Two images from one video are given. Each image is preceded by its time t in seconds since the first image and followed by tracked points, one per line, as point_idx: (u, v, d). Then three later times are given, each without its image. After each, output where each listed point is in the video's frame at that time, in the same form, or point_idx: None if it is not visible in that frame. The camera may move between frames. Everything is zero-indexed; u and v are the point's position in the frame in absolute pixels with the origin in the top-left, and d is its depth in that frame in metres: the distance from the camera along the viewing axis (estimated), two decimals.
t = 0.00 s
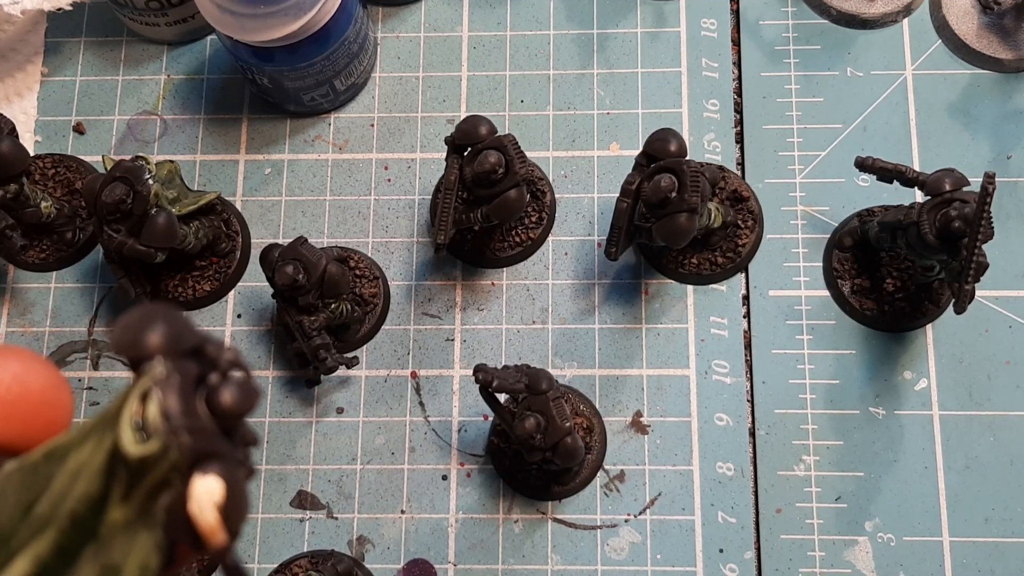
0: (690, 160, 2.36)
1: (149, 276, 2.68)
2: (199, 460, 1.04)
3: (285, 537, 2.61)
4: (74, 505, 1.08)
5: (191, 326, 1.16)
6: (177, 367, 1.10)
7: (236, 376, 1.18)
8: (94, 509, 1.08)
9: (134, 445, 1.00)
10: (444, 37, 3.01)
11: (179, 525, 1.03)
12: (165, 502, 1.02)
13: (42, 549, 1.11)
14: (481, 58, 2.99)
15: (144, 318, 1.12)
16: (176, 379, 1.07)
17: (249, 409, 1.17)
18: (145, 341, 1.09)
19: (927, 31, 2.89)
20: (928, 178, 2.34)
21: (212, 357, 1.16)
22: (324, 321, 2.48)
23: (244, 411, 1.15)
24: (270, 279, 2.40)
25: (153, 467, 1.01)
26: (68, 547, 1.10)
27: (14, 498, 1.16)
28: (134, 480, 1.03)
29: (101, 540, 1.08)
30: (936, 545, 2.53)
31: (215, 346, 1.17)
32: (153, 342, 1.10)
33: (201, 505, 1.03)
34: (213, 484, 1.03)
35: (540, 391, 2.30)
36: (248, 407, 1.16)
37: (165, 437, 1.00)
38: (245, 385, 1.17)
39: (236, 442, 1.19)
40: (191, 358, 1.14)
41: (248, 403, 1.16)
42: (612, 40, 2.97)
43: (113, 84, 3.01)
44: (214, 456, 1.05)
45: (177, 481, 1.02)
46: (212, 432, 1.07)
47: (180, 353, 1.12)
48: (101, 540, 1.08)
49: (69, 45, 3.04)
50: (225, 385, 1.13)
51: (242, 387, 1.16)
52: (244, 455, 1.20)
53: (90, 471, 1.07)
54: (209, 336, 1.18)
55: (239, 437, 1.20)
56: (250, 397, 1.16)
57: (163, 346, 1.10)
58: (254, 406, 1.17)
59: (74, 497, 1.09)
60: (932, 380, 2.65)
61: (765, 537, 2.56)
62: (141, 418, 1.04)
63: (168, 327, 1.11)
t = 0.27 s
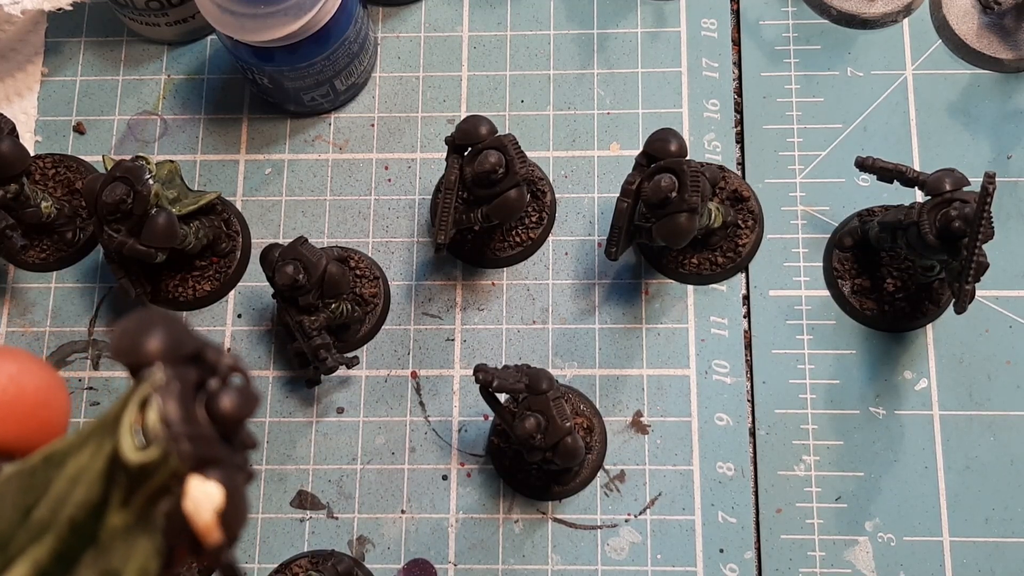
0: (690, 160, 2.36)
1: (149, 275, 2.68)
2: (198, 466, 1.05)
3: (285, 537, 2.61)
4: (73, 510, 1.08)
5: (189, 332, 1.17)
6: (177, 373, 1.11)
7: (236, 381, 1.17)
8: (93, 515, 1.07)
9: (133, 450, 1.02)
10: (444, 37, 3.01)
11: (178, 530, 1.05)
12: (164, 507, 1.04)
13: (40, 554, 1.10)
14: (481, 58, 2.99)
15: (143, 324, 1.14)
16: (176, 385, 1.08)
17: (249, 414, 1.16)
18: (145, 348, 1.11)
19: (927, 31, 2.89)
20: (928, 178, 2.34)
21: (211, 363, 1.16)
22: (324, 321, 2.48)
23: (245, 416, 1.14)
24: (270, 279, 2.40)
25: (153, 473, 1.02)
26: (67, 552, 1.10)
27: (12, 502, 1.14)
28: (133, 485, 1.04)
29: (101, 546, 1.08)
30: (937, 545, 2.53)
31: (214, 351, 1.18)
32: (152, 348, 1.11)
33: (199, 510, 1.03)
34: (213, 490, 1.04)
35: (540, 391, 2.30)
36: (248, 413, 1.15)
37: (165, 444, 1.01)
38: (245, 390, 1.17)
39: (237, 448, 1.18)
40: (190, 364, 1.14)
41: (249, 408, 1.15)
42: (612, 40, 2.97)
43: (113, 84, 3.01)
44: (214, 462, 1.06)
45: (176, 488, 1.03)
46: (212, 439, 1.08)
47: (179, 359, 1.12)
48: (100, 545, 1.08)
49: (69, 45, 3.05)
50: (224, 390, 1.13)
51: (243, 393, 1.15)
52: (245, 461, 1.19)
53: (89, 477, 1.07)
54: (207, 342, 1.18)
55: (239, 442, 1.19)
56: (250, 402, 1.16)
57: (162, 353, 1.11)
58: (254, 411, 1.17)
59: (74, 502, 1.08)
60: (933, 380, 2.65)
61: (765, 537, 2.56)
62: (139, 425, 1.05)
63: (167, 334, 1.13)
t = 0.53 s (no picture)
0: (690, 161, 2.36)
1: (149, 276, 2.68)
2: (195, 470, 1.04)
3: (285, 537, 2.61)
4: (71, 513, 1.09)
5: (186, 336, 1.17)
6: (173, 377, 1.11)
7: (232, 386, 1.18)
8: (89, 517, 1.09)
9: (129, 455, 1.02)
10: (445, 37, 3.01)
11: (175, 535, 1.04)
12: (161, 511, 1.03)
13: (39, 555, 1.12)
14: (481, 58, 2.99)
15: (139, 329, 1.13)
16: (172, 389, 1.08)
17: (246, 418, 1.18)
18: (141, 352, 1.10)
19: (927, 31, 2.89)
20: (928, 178, 2.34)
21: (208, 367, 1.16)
22: (324, 321, 2.48)
23: (242, 420, 1.14)
24: (270, 279, 2.40)
25: (149, 478, 1.02)
26: (65, 555, 1.11)
27: (10, 504, 1.16)
28: (129, 490, 1.04)
29: (97, 549, 1.09)
30: (937, 545, 2.53)
31: (211, 355, 1.18)
32: (148, 352, 1.10)
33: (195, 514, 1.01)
34: (209, 494, 1.02)
35: (540, 391, 2.30)
36: (245, 417, 1.15)
37: (162, 448, 1.01)
38: (242, 394, 1.18)
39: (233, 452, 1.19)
40: (187, 368, 1.14)
41: (246, 412, 1.16)
42: (612, 40, 2.97)
43: (113, 84, 3.01)
44: (210, 466, 1.05)
45: (173, 492, 1.02)
46: (209, 443, 1.07)
47: (176, 363, 1.12)
48: (97, 548, 1.09)
49: (69, 45, 3.05)
50: (221, 395, 1.14)
51: (239, 397, 1.16)
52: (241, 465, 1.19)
53: (86, 481, 1.08)
54: (204, 346, 1.18)
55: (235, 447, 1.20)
56: (247, 407, 1.17)
57: (159, 357, 1.11)
58: (251, 415, 1.17)
59: (71, 505, 1.09)
60: (933, 380, 2.65)
61: (765, 537, 2.56)
62: (136, 429, 1.05)
63: (164, 337, 1.13)
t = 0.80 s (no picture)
0: (690, 161, 2.36)
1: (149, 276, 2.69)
2: (197, 467, 1.04)
3: (285, 537, 2.62)
4: (73, 510, 1.09)
5: (190, 334, 1.16)
6: (176, 375, 1.11)
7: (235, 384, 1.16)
8: (91, 514, 1.08)
9: (133, 451, 1.02)
10: (445, 37, 3.01)
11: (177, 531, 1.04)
12: (163, 507, 1.04)
13: (41, 552, 1.11)
14: (481, 58, 2.98)
15: (143, 327, 1.13)
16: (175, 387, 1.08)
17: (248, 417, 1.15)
18: (145, 350, 1.10)
19: (927, 31, 2.89)
20: (928, 179, 2.34)
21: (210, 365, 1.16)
22: (324, 321, 2.48)
23: (245, 419, 1.13)
24: (270, 279, 2.40)
25: (151, 474, 1.02)
26: (67, 551, 1.11)
27: (13, 502, 1.16)
28: (132, 485, 1.04)
29: (99, 545, 1.09)
30: (936, 545, 2.53)
31: (214, 353, 1.17)
32: (152, 350, 1.10)
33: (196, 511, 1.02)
34: (210, 491, 1.03)
35: (540, 391, 2.30)
36: (248, 415, 1.14)
37: (165, 444, 1.01)
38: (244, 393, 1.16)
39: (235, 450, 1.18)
40: (190, 366, 1.13)
41: (249, 410, 1.14)
42: (613, 40, 2.97)
43: (113, 84, 3.01)
44: (212, 462, 1.06)
45: (175, 488, 1.03)
46: (211, 440, 1.08)
47: (180, 361, 1.12)
48: (99, 544, 1.09)
49: (69, 45, 3.04)
50: (222, 393, 1.12)
51: (242, 395, 1.14)
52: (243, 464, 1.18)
53: (89, 476, 1.07)
54: (208, 344, 1.18)
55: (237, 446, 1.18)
56: (250, 405, 1.15)
57: (163, 355, 1.11)
58: (254, 413, 1.16)
59: (72, 502, 1.09)
60: (933, 380, 2.65)
61: (765, 537, 2.56)
62: (138, 425, 1.05)
63: (167, 335, 1.12)
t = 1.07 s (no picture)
0: (690, 161, 2.36)
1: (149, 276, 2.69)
2: (192, 466, 1.05)
3: (285, 537, 2.62)
4: (69, 508, 1.08)
5: (184, 334, 1.19)
6: (171, 374, 1.12)
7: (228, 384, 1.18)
8: (87, 513, 1.08)
9: (128, 451, 1.01)
10: (445, 37, 3.01)
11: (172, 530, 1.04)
12: (158, 506, 1.03)
13: (36, 552, 1.10)
14: (481, 58, 2.98)
15: (139, 326, 1.15)
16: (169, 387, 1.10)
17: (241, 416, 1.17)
18: (140, 349, 1.12)
19: (927, 31, 2.89)
20: (928, 179, 2.34)
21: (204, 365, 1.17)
22: (324, 321, 2.48)
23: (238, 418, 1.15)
24: (270, 279, 2.40)
25: (146, 473, 1.02)
26: (63, 552, 1.09)
27: (9, 502, 1.14)
28: (128, 484, 1.04)
29: (95, 544, 1.08)
30: (937, 545, 2.53)
31: (208, 354, 1.19)
32: (147, 350, 1.12)
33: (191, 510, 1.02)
34: (204, 491, 1.03)
35: (540, 391, 2.30)
36: (241, 414, 1.16)
37: (160, 443, 1.01)
38: (237, 392, 1.18)
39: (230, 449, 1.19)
40: (185, 366, 1.15)
41: (242, 409, 1.16)
42: (613, 40, 2.97)
43: (113, 84, 3.01)
44: (207, 461, 1.07)
45: (170, 487, 1.03)
46: (205, 439, 1.09)
47: (174, 361, 1.14)
48: (95, 543, 1.08)
49: (69, 46, 3.05)
50: (217, 393, 1.14)
51: (236, 395, 1.16)
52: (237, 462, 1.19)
53: (85, 475, 1.07)
54: (201, 345, 1.20)
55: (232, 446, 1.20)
56: (243, 405, 1.17)
57: (158, 355, 1.13)
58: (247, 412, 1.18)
59: (69, 500, 1.08)
60: (933, 380, 2.65)
61: (765, 537, 2.56)
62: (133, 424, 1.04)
63: (162, 335, 1.14)
